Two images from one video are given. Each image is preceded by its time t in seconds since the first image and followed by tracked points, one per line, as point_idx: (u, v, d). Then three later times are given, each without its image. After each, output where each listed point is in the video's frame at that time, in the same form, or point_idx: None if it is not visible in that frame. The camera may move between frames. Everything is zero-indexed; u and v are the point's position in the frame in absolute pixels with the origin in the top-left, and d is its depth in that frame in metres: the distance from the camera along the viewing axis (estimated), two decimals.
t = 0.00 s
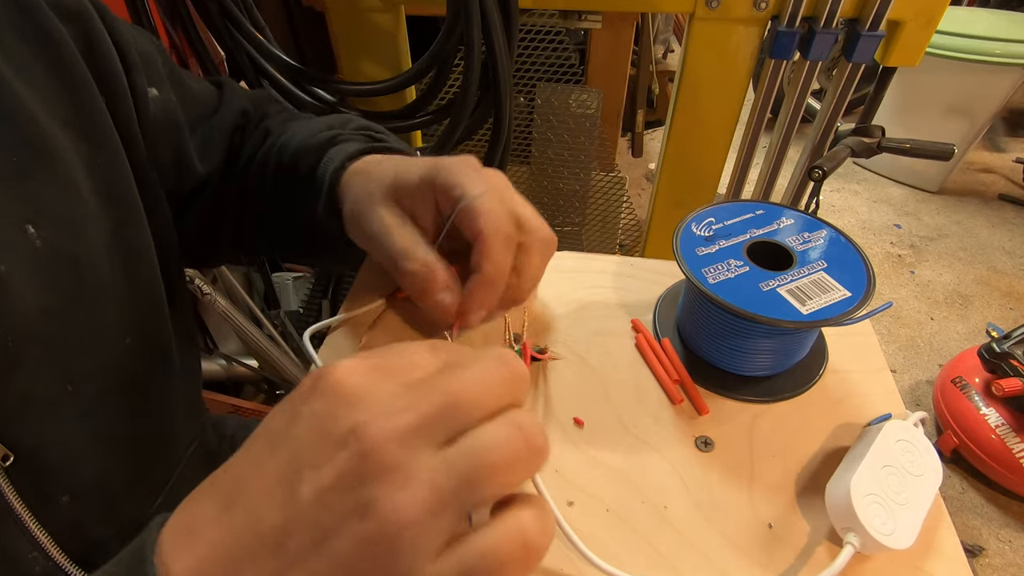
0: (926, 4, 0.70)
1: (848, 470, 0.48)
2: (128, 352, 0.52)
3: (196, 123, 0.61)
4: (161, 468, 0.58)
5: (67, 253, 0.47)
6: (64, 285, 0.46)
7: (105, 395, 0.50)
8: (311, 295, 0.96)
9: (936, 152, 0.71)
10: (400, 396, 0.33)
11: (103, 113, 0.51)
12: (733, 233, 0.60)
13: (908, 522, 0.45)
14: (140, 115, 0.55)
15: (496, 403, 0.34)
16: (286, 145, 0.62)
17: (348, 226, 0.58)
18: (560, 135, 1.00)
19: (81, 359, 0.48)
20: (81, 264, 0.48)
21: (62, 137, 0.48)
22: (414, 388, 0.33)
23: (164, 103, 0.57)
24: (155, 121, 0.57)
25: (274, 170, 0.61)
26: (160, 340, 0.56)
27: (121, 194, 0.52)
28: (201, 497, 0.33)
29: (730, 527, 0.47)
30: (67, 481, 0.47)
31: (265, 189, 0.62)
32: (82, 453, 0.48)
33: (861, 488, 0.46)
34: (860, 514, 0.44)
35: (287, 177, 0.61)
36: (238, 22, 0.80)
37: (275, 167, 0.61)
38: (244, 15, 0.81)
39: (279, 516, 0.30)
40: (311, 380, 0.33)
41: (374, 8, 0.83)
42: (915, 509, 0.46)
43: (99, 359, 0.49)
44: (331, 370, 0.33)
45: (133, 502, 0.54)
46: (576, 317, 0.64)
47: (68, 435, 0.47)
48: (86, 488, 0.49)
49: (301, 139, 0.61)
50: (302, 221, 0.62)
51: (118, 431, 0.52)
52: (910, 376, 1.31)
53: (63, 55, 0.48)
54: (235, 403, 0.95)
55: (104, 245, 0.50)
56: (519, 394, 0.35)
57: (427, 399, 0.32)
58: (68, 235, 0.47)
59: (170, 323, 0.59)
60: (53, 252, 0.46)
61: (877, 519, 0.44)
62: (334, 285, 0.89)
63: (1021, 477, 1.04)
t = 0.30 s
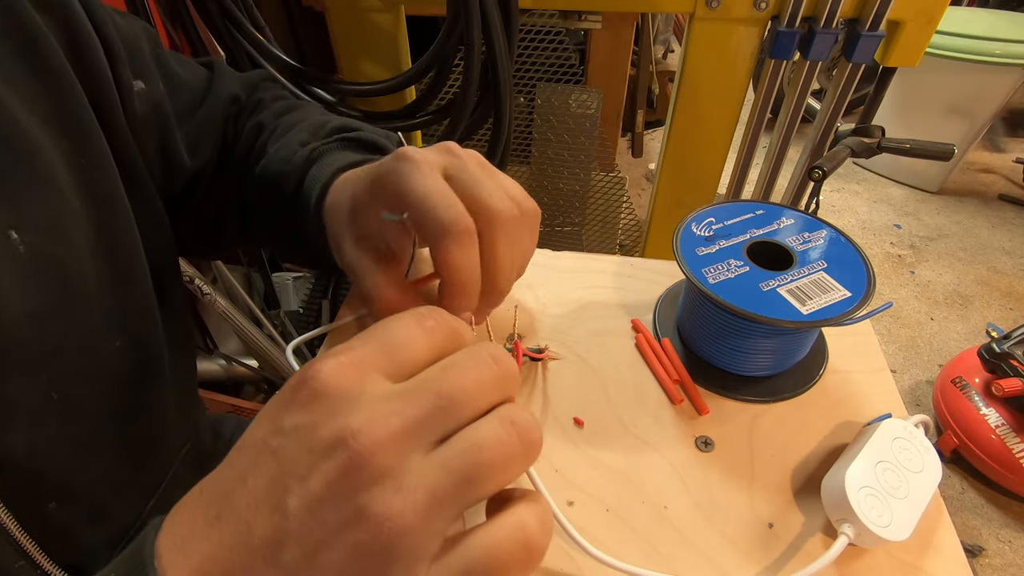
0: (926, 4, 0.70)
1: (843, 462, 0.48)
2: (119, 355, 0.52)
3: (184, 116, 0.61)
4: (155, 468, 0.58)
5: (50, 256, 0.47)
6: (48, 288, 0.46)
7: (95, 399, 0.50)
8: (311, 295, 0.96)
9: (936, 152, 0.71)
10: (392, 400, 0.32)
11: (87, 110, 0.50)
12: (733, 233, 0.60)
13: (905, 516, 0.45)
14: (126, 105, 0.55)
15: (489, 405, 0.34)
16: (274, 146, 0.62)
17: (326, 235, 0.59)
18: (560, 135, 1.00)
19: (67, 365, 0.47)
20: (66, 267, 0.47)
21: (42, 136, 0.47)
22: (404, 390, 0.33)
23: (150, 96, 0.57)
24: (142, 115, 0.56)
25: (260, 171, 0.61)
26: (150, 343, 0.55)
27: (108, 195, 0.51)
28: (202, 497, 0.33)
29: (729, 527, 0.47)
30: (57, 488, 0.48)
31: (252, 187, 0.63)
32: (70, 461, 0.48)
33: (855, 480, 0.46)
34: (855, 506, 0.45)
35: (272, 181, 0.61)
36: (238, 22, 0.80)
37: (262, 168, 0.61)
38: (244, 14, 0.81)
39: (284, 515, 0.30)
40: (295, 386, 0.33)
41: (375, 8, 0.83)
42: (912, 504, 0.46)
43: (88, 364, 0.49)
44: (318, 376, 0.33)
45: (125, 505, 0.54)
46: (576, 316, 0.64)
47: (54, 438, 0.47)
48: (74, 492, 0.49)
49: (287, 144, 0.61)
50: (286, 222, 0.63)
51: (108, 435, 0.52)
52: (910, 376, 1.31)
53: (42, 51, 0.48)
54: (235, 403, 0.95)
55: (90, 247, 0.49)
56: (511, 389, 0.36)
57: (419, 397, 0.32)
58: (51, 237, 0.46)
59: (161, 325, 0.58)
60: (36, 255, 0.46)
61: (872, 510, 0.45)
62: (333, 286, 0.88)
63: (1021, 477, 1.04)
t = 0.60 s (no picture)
0: (926, 4, 0.70)
1: (842, 460, 0.48)
2: (115, 357, 0.52)
3: (178, 117, 0.61)
4: (152, 469, 0.58)
5: (45, 258, 0.46)
6: (44, 291, 0.46)
7: (92, 403, 0.50)
8: (311, 296, 0.96)
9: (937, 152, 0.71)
10: (354, 395, 0.32)
11: (78, 110, 0.50)
12: (733, 233, 0.60)
13: (903, 515, 0.45)
14: (118, 106, 0.55)
15: (455, 393, 0.34)
16: (268, 147, 0.62)
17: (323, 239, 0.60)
18: (560, 135, 1.00)
19: (63, 369, 0.47)
20: (59, 270, 0.47)
21: (34, 137, 0.47)
22: (366, 387, 0.33)
23: (143, 96, 0.57)
24: (134, 116, 0.56)
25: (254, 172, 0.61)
26: (145, 344, 0.55)
27: (100, 195, 0.51)
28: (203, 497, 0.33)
29: (729, 528, 0.47)
30: (56, 491, 0.48)
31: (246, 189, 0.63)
32: (69, 464, 0.48)
33: (854, 478, 0.46)
34: (853, 503, 0.45)
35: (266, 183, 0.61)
36: (238, 22, 0.80)
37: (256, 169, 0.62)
38: (244, 14, 0.82)
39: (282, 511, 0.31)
40: (257, 387, 0.33)
41: (375, 8, 0.83)
42: (911, 503, 0.46)
43: (85, 366, 0.49)
44: (299, 375, 0.33)
45: (123, 507, 0.54)
46: (576, 317, 0.64)
47: (50, 442, 0.47)
48: (72, 494, 0.49)
49: (281, 145, 0.61)
50: (279, 224, 0.63)
51: (106, 437, 0.52)
52: (910, 376, 1.31)
53: (35, 53, 0.48)
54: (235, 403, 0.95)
55: (82, 249, 0.49)
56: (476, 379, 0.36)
57: (379, 394, 0.32)
58: (45, 239, 0.46)
59: (156, 326, 0.58)
60: (30, 258, 0.45)
61: (870, 508, 0.45)
62: (333, 286, 0.88)
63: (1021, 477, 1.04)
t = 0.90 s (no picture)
0: (926, 4, 0.70)
1: (842, 459, 0.49)
2: (119, 358, 0.52)
3: (183, 123, 0.61)
4: (152, 470, 0.58)
5: (53, 260, 0.46)
6: (51, 292, 0.46)
7: (96, 404, 0.50)
8: (311, 296, 0.96)
9: (937, 152, 0.71)
10: (404, 408, 0.33)
11: (87, 113, 0.50)
12: (733, 233, 0.60)
13: (902, 512, 0.45)
14: (128, 114, 0.55)
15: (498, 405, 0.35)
16: (268, 151, 0.62)
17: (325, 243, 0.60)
18: (560, 135, 1.00)
19: (69, 370, 0.47)
20: (68, 272, 0.47)
21: (47, 141, 0.47)
22: (412, 396, 0.33)
23: (152, 103, 0.57)
24: (143, 123, 0.56)
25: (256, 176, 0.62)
26: (150, 347, 0.55)
27: (111, 203, 0.51)
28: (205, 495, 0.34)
29: (730, 528, 0.47)
30: (56, 491, 0.47)
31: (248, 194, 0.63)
32: (71, 465, 0.48)
33: (851, 476, 0.46)
34: (850, 500, 0.45)
35: (268, 185, 0.61)
36: (238, 22, 0.80)
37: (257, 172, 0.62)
38: (244, 14, 0.82)
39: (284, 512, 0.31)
40: (306, 398, 0.33)
41: (374, 8, 0.83)
42: (910, 500, 0.46)
43: (90, 367, 0.49)
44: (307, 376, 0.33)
45: (124, 508, 0.54)
46: (576, 317, 0.64)
47: (54, 443, 0.47)
48: (71, 495, 0.49)
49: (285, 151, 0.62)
50: (281, 228, 0.63)
51: (109, 437, 0.51)
52: (910, 376, 1.31)
53: (45, 57, 0.48)
54: (235, 403, 0.95)
55: (91, 253, 0.49)
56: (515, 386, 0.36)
57: (431, 408, 0.32)
58: (55, 242, 0.46)
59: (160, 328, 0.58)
60: (39, 260, 0.46)
61: (868, 505, 0.45)
62: (333, 286, 0.89)
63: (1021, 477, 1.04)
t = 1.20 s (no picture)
0: (926, 4, 0.70)
1: (842, 461, 0.48)
2: (119, 355, 0.52)
3: (183, 121, 0.61)
4: (150, 469, 0.57)
5: (52, 259, 0.46)
6: (50, 290, 0.46)
7: (97, 402, 0.50)
8: (311, 295, 0.96)
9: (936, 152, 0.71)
10: (389, 397, 0.33)
11: (86, 112, 0.50)
12: (733, 233, 0.60)
13: (904, 513, 0.45)
14: (127, 113, 0.55)
15: (486, 398, 0.35)
16: (266, 141, 0.62)
17: (323, 232, 0.59)
18: (560, 135, 1.00)
19: (71, 367, 0.48)
20: (67, 272, 0.47)
21: (46, 140, 0.47)
22: (398, 389, 0.34)
23: (151, 103, 0.57)
24: (143, 123, 0.56)
25: (256, 166, 0.61)
26: (150, 345, 0.56)
27: (110, 203, 0.51)
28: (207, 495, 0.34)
29: (730, 528, 0.47)
30: (53, 487, 0.47)
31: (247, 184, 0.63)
32: (70, 462, 0.48)
33: (854, 479, 0.46)
34: (853, 504, 0.45)
35: (267, 172, 0.61)
36: (238, 22, 0.80)
37: (257, 159, 0.62)
38: (244, 14, 0.82)
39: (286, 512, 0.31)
40: (296, 392, 0.34)
41: (374, 8, 0.83)
42: (912, 501, 0.46)
43: (89, 364, 0.49)
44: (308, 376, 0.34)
45: (122, 508, 0.54)
46: (577, 317, 0.64)
47: (53, 440, 0.47)
48: (70, 494, 0.49)
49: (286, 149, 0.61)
50: (281, 214, 0.62)
51: (108, 434, 0.52)
52: (910, 376, 1.31)
53: (44, 57, 0.48)
54: (235, 403, 0.95)
55: (90, 252, 0.49)
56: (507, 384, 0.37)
57: (414, 397, 0.33)
58: (54, 241, 0.46)
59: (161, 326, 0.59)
60: (38, 259, 0.46)
61: (870, 508, 0.45)
62: (333, 285, 0.88)
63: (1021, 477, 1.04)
